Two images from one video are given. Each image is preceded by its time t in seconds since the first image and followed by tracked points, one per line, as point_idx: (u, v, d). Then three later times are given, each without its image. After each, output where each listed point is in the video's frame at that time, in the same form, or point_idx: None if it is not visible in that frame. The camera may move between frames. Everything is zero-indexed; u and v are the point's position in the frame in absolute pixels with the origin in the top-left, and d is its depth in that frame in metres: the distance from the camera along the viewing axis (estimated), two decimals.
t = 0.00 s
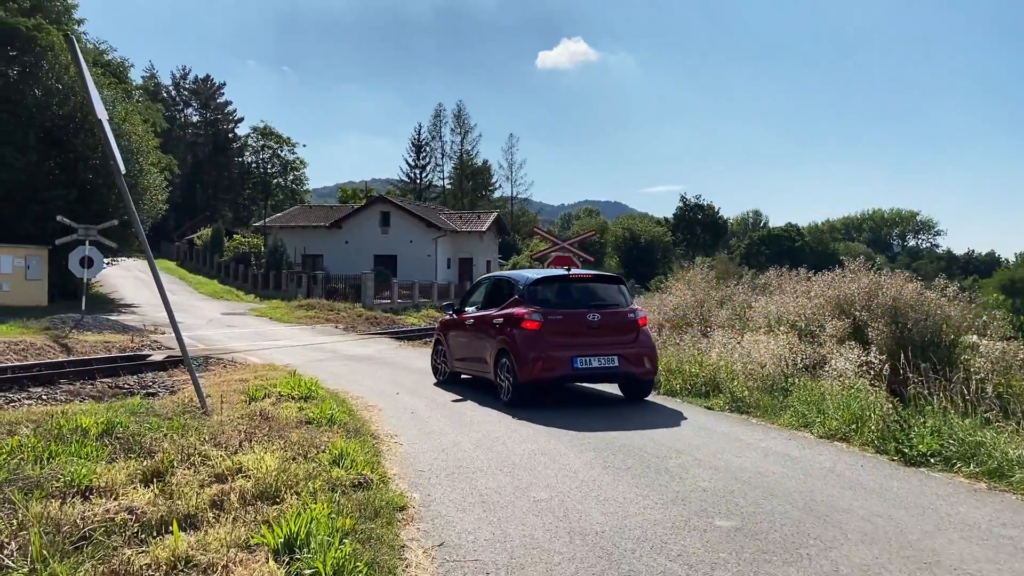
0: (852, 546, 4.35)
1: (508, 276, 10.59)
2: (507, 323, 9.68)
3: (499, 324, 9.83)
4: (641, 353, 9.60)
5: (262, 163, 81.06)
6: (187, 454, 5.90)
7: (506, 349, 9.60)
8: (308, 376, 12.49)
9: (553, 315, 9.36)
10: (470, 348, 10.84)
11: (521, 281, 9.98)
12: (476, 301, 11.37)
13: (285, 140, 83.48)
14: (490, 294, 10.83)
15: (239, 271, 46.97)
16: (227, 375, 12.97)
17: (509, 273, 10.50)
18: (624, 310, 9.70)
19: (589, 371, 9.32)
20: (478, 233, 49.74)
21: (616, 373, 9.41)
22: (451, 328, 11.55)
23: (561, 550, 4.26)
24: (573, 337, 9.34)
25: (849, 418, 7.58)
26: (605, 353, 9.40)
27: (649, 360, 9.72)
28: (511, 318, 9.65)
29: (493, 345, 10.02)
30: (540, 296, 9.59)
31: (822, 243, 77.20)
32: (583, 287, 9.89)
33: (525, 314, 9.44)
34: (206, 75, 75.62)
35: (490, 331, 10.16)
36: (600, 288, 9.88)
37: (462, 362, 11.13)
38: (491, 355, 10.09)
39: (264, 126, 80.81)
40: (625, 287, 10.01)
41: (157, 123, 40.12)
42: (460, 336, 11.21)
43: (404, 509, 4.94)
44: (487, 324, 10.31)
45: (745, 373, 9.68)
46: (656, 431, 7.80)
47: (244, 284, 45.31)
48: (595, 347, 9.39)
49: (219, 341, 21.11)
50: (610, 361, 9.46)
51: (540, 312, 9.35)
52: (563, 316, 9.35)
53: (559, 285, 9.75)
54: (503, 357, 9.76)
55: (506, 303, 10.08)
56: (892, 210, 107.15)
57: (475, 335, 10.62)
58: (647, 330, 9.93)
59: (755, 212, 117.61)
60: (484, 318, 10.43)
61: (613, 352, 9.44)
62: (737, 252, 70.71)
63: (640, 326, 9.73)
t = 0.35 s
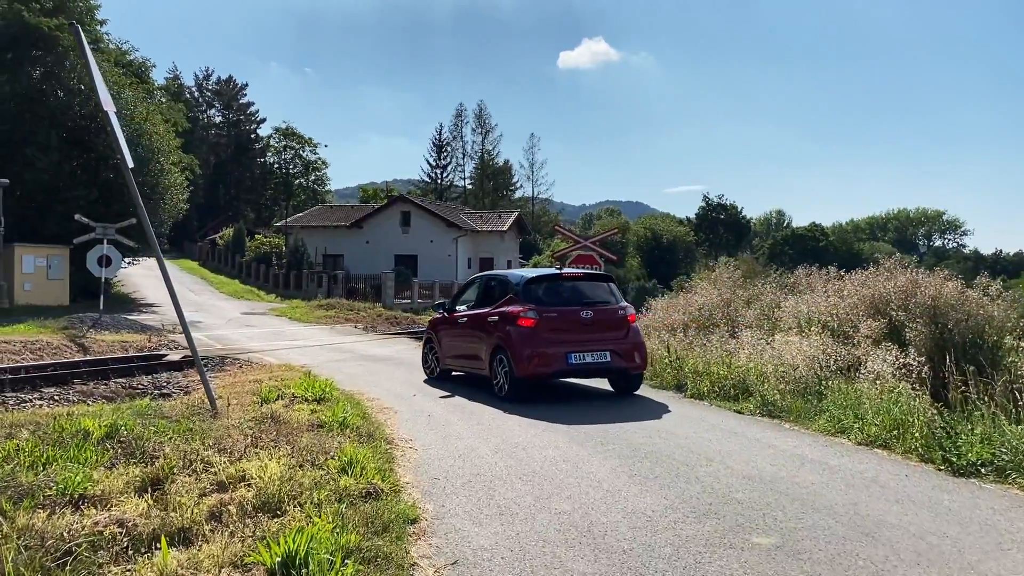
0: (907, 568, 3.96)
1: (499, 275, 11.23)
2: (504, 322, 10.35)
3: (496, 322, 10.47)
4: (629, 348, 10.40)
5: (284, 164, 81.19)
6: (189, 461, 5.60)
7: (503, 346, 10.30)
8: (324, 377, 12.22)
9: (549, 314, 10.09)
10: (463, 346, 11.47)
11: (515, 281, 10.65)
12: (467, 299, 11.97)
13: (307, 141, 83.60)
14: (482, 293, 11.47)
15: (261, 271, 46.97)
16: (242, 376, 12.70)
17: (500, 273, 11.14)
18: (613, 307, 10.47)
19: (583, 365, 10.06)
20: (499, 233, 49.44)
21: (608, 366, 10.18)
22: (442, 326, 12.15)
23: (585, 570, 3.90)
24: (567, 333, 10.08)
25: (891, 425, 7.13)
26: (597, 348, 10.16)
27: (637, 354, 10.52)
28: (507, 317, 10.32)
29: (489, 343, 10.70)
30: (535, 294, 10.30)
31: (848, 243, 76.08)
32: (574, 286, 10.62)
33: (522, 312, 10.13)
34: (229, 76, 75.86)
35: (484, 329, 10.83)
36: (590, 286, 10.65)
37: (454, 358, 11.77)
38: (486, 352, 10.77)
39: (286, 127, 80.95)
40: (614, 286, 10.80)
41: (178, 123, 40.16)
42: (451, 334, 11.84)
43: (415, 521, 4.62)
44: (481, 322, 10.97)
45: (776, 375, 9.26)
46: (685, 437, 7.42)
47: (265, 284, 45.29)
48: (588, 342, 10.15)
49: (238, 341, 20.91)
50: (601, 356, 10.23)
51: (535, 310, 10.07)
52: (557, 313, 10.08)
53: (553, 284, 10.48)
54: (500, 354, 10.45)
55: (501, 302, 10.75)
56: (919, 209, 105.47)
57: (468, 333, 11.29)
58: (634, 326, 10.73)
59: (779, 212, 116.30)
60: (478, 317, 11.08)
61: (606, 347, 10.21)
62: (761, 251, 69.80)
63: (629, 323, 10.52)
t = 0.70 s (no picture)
0: None
1: (498, 275, 10.91)
2: (504, 322, 10.02)
3: (496, 323, 10.15)
4: (632, 349, 10.10)
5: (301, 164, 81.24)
6: (184, 473, 5.27)
7: (504, 347, 9.97)
8: (335, 380, 11.90)
9: (550, 314, 9.77)
10: (462, 347, 11.14)
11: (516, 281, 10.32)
12: (466, 300, 11.64)
13: (324, 141, 83.64)
14: (481, 294, 11.15)
15: (277, 271, 46.88)
16: (252, 378, 12.41)
17: (500, 273, 10.80)
18: (615, 307, 10.16)
19: (585, 367, 9.76)
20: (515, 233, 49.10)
21: (610, 368, 9.88)
22: (441, 328, 11.79)
23: None
24: (568, 334, 9.75)
25: (933, 435, 6.69)
26: (600, 349, 9.85)
27: (640, 355, 10.22)
28: (507, 317, 10.00)
29: (488, 344, 10.37)
30: (536, 295, 9.98)
31: (868, 243, 75.15)
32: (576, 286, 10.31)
33: (523, 313, 9.81)
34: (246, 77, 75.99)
35: (484, 330, 10.50)
36: (592, 287, 10.32)
37: (452, 360, 11.43)
38: (487, 354, 10.41)
39: (303, 127, 81.03)
40: (616, 286, 10.47)
41: (194, 123, 40.11)
42: (449, 336, 11.51)
43: (422, 543, 4.27)
44: (480, 324, 10.63)
45: (805, 381, 8.83)
46: (711, 447, 7.02)
47: (281, 284, 45.20)
48: (589, 344, 9.83)
49: (252, 341, 20.68)
50: (603, 357, 9.92)
51: (536, 311, 9.74)
52: (559, 314, 9.77)
53: (554, 284, 10.15)
54: (500, 355, 10.12)
55: (500, 302, 10.42)
56: (940, 209, 104.20)
57: (467, 334, 10.96)
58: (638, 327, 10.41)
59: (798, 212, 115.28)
60: (477, 318, 10.75)
61: (607, 348, 9.91)
62: (780, 251, 69.05)
63: (631, 323, 10.21)
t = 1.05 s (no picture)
0: None
1: (510, 274, 10.53)
2: (516, 323, 9.64)
3: (508, 324, 9.78)
4: (648, 351, 9.70)
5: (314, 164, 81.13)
6: (176, 485, 4.92)
7: (515, 348, 9.59)
8: (343, 382, 11.55)
9: (564, 315, 9.39)
10: (471, 349, 10.78)
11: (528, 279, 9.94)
12: (476, 300, 11.26)
13: (337, 141, 83.58)
14: (492, 294, 10.77)
15: (289, 271, 46.70)
16: (259, 380, 12.06)
17: (511, 272, 10.43)
18: (631, 308, 9.76)
19: (599, 370, 9.36)
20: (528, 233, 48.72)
21: (625, 371, 9.48)
22: (450, 329, 11.43)
23: None
24: (582, 336, 9.36)
25: (977, 443, 6.27)
26: (615, 351, 9.47)
27: (657, 358, 9.81)
28: (520, 317, 9.62)
29: (499, 345, 10.00)
30: (549, 295, 9.59)
31: (885, 243, 74.41)
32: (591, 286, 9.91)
33: (535, 314, 9.43)
34: (259, 77, 75.94)
35: (494, 330, 10.12)
36: (606, 287, 9.93)
37: (462, 362, 11.06)
38: (497, 355, 10.03)
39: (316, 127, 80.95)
40: (631, 286, 10.08)
41: (206, 122, 39.94)
42: (459, 337, 11.14)
43: (434, 565, 3.92)
44: (491, 324, 10.25)
45: (835, 385, 8.40)
46: (740, 456, 6.61)
47: (293, 284, 45.00)
48: (604, 345, 9.44)
49: (262, 341, 20.41)
50: (618, 360, 9.53)
51: (549, 311, 9.37)
52: (573, 314, 9.39)
53: (567, 284, 9.77)
54: (510, 356, 9.75)
55: (512, 302, 10.04)
56: (957, 209, 103.28)
57: (477, 335, 10.59)
58: (654, 327, 10.01)
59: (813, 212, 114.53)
60: (488, 318, 10.38)
61: (622, 351, 9.51)
62: (796, 251, 68.41)
63: (647, 325, 9.81)
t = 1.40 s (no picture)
0: None
1: (521, 273, 10.16)
2: (527, 323, 9.28)
3: (519, 324, 9.42)
4: (665, 352, 9.32)
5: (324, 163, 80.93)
6: (164, 496, 4.58)
7: (527, 349, 9.23)
8: (350, 384, 11.20)
9: (577, 315, 9.02)
10: (482, 350, 10.42)
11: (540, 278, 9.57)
12: (486, 299, 10.90)
13: (347, 141, 83.42)
14: (503, 293, 10.41)
15: (298, 271, 46.46)
16: (263, 381, 11.73)
17: (523, 271, 10.06)
18: (647, 309, 9.38)
19: (615, 373, 8.99)
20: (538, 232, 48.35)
21: (641, 374, 9.11)
22: (459, 328, 11.09)
23: None
24: (597, 337, 8.99)
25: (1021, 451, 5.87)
26: (631, 353, 9.09)
27: (675, 360, 9.43)
28: (532, 317, 9.26)
29: (510, 346, 9.63)
30: (562, 294, 9.23)
31: (897, 243, 73.71)
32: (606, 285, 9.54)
33: (548, 314, 9.06)
34: (268, 76, 75.78)
35: (505, 331, 9.75)
36: (621, 286, 9.56)
37: (472, 363, 10.70)
38: (508, 357, 9.67)
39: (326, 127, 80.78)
40: (647, 286, 9.70)
41: (215, 121, 39.71)
42: (469, 337, 10.78)
43: None
44: (501, 324, 9.90)
45: (863, 388, 8.01)
46: (767, 464, 6.22)
47: (302, 284, 44.77)
48: (620, 347, 9.06)
49: (269, 341, 20.10)
50: (634, 362, 9.15)
51: (562, 311, 9.00)
52: (586, 314, 9.02)
53: (581, 283, 9.40)
54: (522, 357, 9.39)
55: (524, 302, 9.68)
56: (969, 208, 102.39)
57: (487, 335, 10.23)
58: (671, 328, 9.63)
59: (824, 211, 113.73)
60: (499, 318, 10.01)
61: (639, 353, 9.13)
62: (808, 251, 67.81)
63: (664, 325, 9.43)
